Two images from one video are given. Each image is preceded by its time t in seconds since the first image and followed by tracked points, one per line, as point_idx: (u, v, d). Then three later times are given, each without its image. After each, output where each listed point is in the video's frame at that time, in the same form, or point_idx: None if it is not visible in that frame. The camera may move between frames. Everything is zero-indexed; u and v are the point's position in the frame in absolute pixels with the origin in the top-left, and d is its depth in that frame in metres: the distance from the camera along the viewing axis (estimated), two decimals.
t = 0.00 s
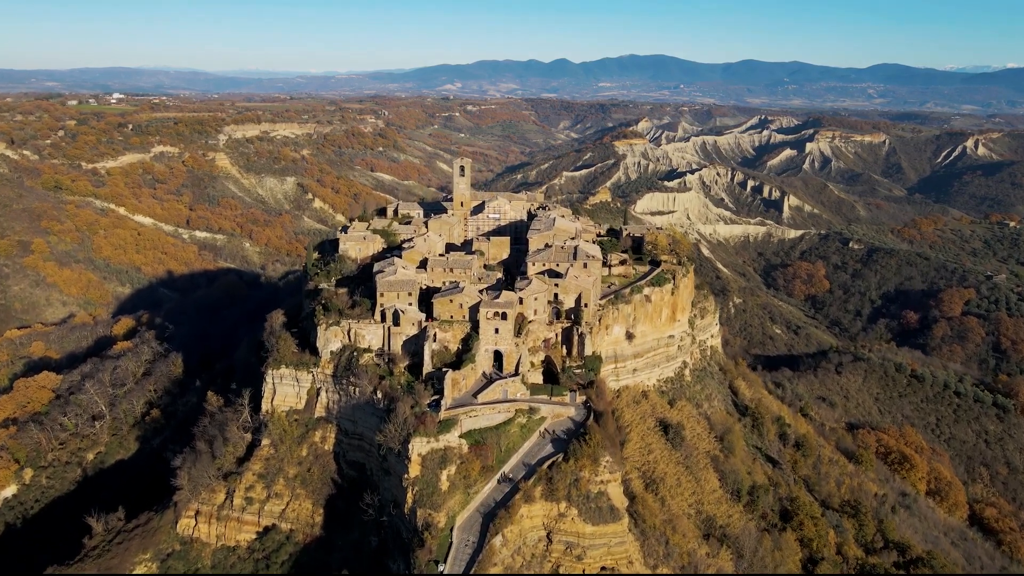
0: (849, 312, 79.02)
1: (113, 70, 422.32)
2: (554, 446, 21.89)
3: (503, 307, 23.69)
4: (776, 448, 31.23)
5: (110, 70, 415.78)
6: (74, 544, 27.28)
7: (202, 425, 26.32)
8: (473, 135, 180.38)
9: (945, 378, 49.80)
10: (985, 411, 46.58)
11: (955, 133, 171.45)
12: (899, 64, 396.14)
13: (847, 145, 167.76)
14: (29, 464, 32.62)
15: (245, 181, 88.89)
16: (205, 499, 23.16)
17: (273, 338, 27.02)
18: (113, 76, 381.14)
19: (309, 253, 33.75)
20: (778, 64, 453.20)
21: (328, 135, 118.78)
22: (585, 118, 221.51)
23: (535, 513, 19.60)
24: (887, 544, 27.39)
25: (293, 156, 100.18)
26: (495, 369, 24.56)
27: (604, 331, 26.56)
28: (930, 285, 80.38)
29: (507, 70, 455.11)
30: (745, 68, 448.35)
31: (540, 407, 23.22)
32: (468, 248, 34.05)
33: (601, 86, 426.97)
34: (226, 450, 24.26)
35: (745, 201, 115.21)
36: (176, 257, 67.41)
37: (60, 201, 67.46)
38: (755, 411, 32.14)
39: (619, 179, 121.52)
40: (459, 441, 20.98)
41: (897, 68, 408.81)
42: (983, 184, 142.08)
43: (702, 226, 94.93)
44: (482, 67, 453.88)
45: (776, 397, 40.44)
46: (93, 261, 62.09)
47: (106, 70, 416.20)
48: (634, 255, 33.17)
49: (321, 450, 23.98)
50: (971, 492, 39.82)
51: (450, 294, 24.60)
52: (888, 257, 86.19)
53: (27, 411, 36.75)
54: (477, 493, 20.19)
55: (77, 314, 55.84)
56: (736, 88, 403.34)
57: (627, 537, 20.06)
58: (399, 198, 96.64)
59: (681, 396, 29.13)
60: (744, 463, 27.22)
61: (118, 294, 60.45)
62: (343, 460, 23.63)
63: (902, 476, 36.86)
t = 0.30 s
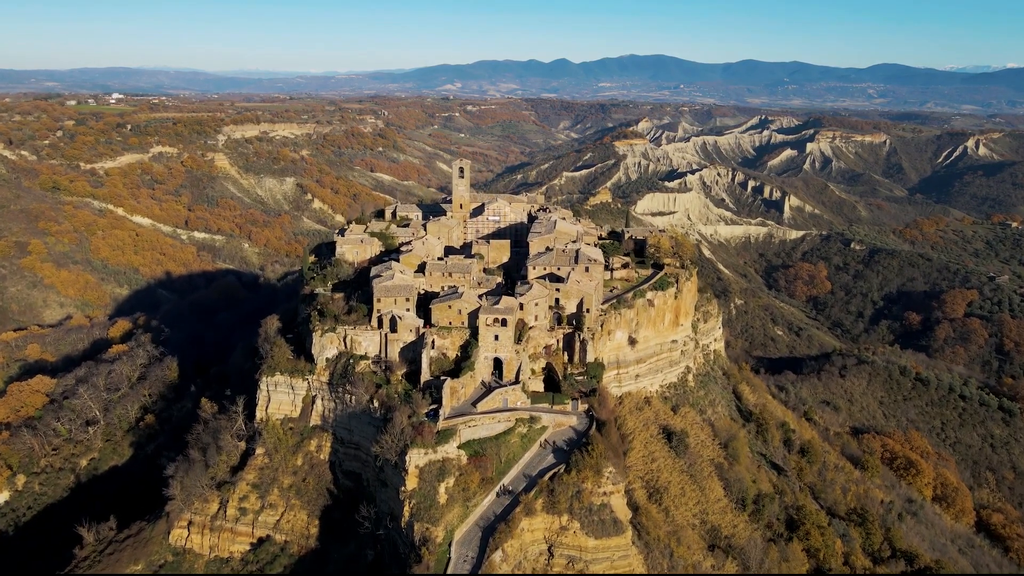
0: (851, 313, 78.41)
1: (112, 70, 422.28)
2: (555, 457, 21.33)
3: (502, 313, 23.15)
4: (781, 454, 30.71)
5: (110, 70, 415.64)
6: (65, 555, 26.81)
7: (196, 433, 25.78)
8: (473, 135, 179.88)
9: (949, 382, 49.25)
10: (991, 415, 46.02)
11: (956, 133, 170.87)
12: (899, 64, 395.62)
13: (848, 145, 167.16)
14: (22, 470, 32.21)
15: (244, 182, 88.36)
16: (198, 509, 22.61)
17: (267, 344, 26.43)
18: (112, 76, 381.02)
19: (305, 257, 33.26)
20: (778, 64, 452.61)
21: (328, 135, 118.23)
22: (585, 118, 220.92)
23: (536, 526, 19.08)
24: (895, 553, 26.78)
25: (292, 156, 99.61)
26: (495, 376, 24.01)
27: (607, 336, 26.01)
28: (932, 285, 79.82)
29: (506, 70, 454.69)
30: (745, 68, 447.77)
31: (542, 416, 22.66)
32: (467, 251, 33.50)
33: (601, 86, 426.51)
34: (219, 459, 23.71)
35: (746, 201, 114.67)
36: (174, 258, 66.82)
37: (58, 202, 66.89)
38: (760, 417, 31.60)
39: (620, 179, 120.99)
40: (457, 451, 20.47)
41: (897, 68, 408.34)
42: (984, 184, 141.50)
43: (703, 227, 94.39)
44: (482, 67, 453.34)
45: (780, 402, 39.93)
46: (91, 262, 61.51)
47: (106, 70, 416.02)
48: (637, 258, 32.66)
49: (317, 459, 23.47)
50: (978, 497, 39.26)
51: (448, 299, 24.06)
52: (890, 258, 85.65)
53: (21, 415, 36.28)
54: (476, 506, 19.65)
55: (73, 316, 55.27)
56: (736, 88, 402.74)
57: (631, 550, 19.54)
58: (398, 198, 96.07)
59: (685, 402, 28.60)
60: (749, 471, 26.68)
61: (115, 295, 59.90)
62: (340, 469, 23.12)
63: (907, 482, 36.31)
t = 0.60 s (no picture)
0: (853, 314, 77.80)
1: (112, 70, 422.15)
2: (556, 468, 20.79)
3: (502, 320, 22.64)
4: (786, 461, 30.16)
5: (111, 70, 415.46)
6: (56, 565, 26.35)
7: (189, 440, 25.24)
8: (472, 135, 179.43)
9: (954, 385, 48.69)
10: (996, 418, 45.45)
11: (957, 133, 170.39)
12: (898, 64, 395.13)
13: (849, 146, 166.61)
14: (14, 476, 31.55)
15: (243, 182, 87.87)
16: (190, 520, 22.02)
17: (261, 350, 25.91)
18: (112, 76, 380.82)
19: (301, 261, 32.81)
20: (778, 64, 451.96)
21: (327, 136, 117.73)
22: (585, 118, 220.44)
23: (537, 540, 18.58)
24: (903, 563, 26.16)
25: (292, 156, 99.09)
26: (495, 384, 23.47)
27: (609, 342, 25.49)
28: (935, 287, 79.29)
29: (506, 70, 454.23)
30: (745, 68, 447.22)
31: (542, 425, 22.12)
32: (466, 254, 32.99)
33: (601, 86, 426.07)
34: (212, 468, 23.17)
35: (746, 202, 114.15)
36: (173, 259, 66.19)
37: (56, 202, 66.35)
38: (764, 423, 31.07)
39: (620, 179, 120.47)
40: (455, 463, 19.96)
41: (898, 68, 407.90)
42: (985, 185, 141.04)
43: (704, 228, 93.88)
44: (482, 67, 452.87)
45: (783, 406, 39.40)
46: (88, 263, 60.94)
47: (105, 70, 415.83)
48: (639, 261, 32.17)
49: (312, 469, 22.93)
50: (984, 502, 38.67)
51: (447, 306, 23.53)
52: (891, 260, 85.15)
53: (14, 420, 35.76)
54: (475, 520, 19.13)
55: (71, 318, 54.74)
56: (736, 88, 402.22)
57: (635, 564, 19.00)
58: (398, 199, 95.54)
59: (688, 408, 28.09)
60: (754, 479, 26.11)
61: (113, 296, 59.37)
62: (335, 479, 22.60)
63: (913, 488, 35.77)
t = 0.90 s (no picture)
0: (855, 316, 77.17)
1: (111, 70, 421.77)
2: (558, 481, 20.26)
3: (502, 327, 22.06)
4: (792, 469, 29.59)
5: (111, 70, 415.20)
6: None
7: (181, 449, 24.67)
8: (472, 135, 178.87)
9: (960, 389, 48.11)
10: (1003, 423, 44.88)
11: (958, 133, 169.83)
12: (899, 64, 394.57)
13: (849, 145, 166.00)
14: (5, 483, 30.86)
15: (242, 183, 87.33)
16: (181, 532, 21.39)
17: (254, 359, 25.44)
18: (112, 76, 380.59)
19: (297, 265, 32.29)
20: (778, 64, 451.12)
21: (327, 136, 117.14)
22: (585, 118, 219.86)
23: (538, 556, 18.02)
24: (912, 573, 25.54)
25: (291, 156, 98.52)
26: (495, 394, 22.88)
27: (612, 348, 24.92)
28: (937, 288, 78.72)
29: (506, 70, 453.57)
30: (745, 68, 446.58)
31: (544, 437, 21.55)
32: (465, 258, 32.44)
33: (601, 86, 425.58)
34: (204, 478, 22.56)
35: (747, 202, 113.51)
36: (171, 260, 65.54)
37: (54, 203, 65.81)
38: (769, 429, 30.50)
39: (620, 180, 119.85)
40: (454, 477, 19.45)
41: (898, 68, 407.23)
42: (986, 185, 140.41)
43: (705, 228, 93.28)
44: (482, 66, 452.35)
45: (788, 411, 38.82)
46: (86, 264, 60.37)
47: (105, 70, 415.46)
48: (641, 266, 31.62)
49: (307, 480, 22.38)
50: (992, 508, 38.06)
51: (445, 312, 22.96)
52: (894, 261, 84.53)
53: (6, 425, 35.07)
54: (474, 536, 18.57)
55: (68, 319, 54.20)
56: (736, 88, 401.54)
57: None
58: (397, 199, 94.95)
59: (692, 415, 27.53)
60: (760, 488, 25.52)
61: (111, 298, 58.81)
62: (330, 491, 22.07)
63: (920, 495, 35.14)
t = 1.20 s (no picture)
0: (857, 317, 76.59)
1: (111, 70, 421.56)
2: (559, 494, 19.76)
3: (502, 334, 21.50)
4: (797, 475, 29.02)
5: (111, 70, 414.93)
6: None
7: (174, 457, 24.13)
8: (472, 135, 178.37)
9: (965, 392, 47.54)
10: (1009, 427, 44.34)
11: (958, 133, 169.31)
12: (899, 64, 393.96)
13: (850, 145, 165.44)
14: None
15: (241, 183, 86.79)
16: (173, 544, 20.92)
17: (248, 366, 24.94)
18: (112, 76, 380.33)
19: (293, 269, 31.74)
20: (778, 64, 450.56)
21: (327, 136, 116.60)
22: (585, 118, 219.36)
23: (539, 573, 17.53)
24: None
25: (290, 156, 97.99)
26: (495, 403, 22.35)
27: (614, 355, 24.42)
28: (940, 289, 78.19)
29: (506, 70, 453.00)
30: (745, 68, 445.98)
31: (545, 447, 21.02)
32: (465, 262, 31.90)
33: (601, 86, 425.06)
34: (197, 489, 22.00)
35: (748, 203, 112.92)
36: (169, 260, 64.92)
37: (52, 204, 65.29)
38: (774, 436, 29.97)
39: (620, 180, 119.32)
40: (452, 490, 18.91)
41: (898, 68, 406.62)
42: (988, 185, 139.81)
43: (705, 229, 92.74)
44: (481, 67, 451.88)
45: (792, 416, 38.28)
46: (84, 265, 59.80)
47: (105, 70, 415.08)
48: (644, 269, 31.08)
49: (301, 491, 21.86)
50: (998, 513, 37.46)
51: (443, 319, 22.41)
52: (896, 261, 83.97)
53: None
54: (472, 552, 18.05)
55: (64, 321, 53.68)
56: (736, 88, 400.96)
57: None
58: (396, 200, 94.40)
59: (696, 422, 26.99)
60: (765, 497, 24.97)
61: (109, 299, 58.25)
62: (325, 503, 21.51)
63: (927, 501, 34.54)
